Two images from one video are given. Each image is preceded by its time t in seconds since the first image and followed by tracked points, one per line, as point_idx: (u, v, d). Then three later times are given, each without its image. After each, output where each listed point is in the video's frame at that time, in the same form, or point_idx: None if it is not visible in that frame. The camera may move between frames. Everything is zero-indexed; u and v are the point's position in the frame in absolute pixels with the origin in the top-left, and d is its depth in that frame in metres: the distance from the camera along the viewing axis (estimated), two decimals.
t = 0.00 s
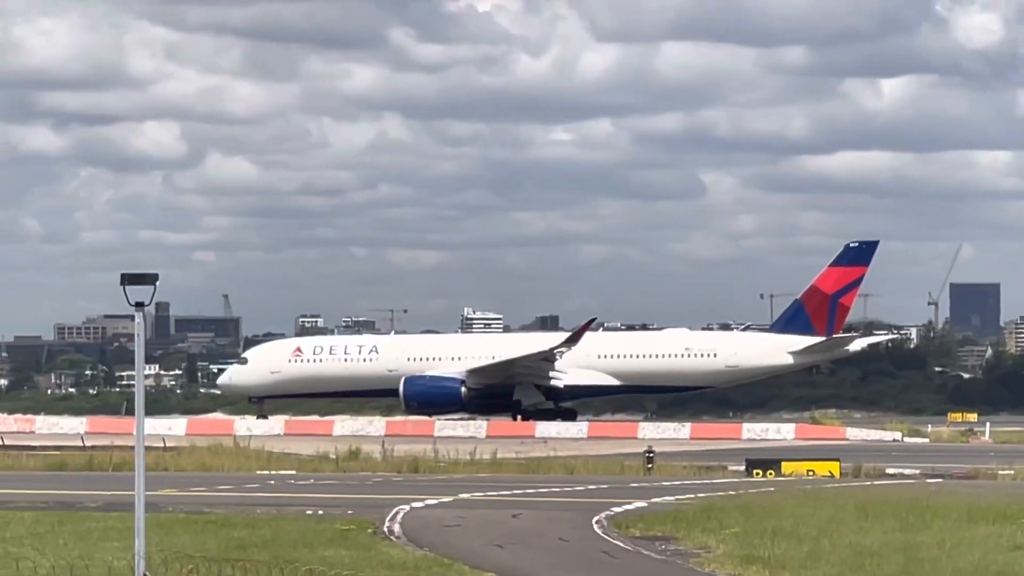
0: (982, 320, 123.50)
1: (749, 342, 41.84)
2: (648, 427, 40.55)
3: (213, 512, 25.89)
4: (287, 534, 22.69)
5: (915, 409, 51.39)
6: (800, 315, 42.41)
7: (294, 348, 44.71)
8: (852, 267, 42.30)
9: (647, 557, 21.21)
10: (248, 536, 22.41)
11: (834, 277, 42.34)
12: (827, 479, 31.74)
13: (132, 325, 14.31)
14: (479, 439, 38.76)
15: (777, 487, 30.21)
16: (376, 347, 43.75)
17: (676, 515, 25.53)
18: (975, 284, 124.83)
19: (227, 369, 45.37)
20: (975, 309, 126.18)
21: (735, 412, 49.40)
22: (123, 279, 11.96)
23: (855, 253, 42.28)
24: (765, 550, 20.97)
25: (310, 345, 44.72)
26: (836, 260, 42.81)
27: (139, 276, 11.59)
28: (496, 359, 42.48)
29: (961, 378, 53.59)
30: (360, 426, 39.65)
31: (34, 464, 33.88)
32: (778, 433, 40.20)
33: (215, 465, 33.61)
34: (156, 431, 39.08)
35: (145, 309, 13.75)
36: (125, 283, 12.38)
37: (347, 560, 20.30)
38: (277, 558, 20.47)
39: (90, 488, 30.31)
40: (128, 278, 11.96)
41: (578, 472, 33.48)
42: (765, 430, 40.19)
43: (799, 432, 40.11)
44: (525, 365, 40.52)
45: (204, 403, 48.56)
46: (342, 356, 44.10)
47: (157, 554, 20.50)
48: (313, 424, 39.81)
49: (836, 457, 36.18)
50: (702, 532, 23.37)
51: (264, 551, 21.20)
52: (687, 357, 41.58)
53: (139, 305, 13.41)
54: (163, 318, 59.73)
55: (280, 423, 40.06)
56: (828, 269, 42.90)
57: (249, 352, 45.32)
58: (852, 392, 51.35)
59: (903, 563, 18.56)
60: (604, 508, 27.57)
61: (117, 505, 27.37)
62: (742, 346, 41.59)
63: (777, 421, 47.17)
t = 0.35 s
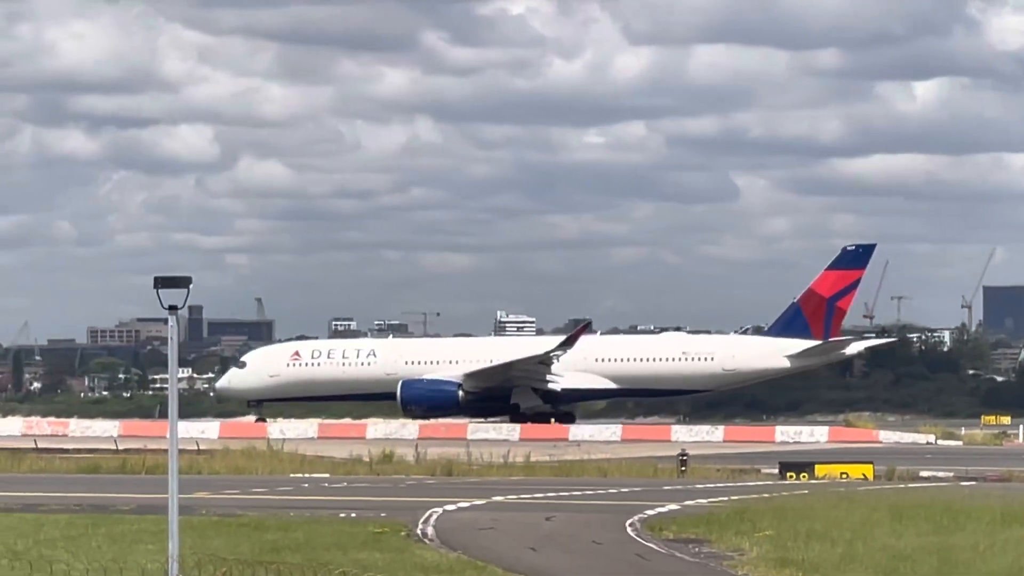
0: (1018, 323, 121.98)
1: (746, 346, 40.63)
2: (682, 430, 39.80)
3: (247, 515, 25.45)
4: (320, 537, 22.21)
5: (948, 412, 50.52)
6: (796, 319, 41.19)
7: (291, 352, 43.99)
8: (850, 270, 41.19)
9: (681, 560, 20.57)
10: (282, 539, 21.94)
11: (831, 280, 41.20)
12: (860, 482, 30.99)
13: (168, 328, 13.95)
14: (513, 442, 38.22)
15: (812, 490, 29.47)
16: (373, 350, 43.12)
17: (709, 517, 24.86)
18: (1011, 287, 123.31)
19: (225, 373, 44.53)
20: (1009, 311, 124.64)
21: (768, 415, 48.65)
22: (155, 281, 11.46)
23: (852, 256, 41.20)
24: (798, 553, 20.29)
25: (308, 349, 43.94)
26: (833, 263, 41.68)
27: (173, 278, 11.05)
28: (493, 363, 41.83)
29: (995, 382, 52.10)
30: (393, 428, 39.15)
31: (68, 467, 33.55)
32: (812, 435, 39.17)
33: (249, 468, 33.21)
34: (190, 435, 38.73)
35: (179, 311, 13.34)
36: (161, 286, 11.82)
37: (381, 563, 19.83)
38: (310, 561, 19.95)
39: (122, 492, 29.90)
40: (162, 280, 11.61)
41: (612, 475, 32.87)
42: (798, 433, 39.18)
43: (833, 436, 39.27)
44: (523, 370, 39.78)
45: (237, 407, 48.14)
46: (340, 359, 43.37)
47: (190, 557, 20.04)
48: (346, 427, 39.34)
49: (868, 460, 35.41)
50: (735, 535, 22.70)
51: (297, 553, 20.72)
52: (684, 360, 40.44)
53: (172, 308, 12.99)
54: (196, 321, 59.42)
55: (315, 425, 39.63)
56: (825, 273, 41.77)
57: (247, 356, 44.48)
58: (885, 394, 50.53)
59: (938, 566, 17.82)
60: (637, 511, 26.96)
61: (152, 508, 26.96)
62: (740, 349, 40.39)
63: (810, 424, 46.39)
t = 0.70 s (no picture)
0: None
1: (744, 347, 39.79)
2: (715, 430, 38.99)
3: (282, 517, 25.05)
4: (353, 539, 21.73)
5: (983, 414, 49.51)
6: (794, 321, 40.43)
7: (289, 354, 43.03)
8: (846, 273, 40.48)
9: (715, 561, 19.96)
10: (316, 541, 21.47)
11: (828, 282, 40.46)
12: (895, 484, 30.21)
13: (202, 331, 13.61)
14: (546, 443, 37.67)
15: (845, 492, 28.73)
16: (372, 352, 42.17)
17: (743, 519, 24.22)
18: None
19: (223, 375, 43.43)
20: None
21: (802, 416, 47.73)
22: (190, 281, 10.91)
23: (849, 259, 40.48)
24: (831, 555, 19.63)
25: (307, 351, 42.92)
26: (829, 266, 40.97)
27: (209, 280, 10.49)
28: (491, 365, 40.90)
29: None
30: (427, 430, 38.60)
31: (102, 469, 33.21)
32: (845, 437, 38.49)
33: (282, 469, 32.78)
34: (223, 437, 38.34)
35: (215, 312, 12.89)
36: (194, 290, 11.57)
37: (415, 564, 19.35)
38: (344, 562, 19.43)
39: (156, 493, 29.52)
40: (198, 282, 11.40)
41: (646, 477, 32.22)
42: (832, 434, 38.48)
43: (867, 437, 38.45)
44: (519, 372, 38.85)
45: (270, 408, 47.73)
46: (339, 362, 42.34)
47: (224, 558, 19.59)
48: (380, 428, 38.79)
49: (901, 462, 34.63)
50: (769, 537, 22.05)
51: (332, 555, 20.25)
52: (681, 362, 39.57)
53: (206, 311, 12.53)
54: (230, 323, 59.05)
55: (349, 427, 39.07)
56: (821, 275, 41.05)
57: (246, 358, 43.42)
58: (920, 396, 49.60)
59: (974, 570, 17.11)
60: (671, 513, 26.36)
61: (186, 510, 26.55)
62: (737, 350, 39.54)
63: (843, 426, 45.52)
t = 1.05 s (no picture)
0: None
1: (744, 349, 39.17)
2: (750, 432, 38.17)
3: (317, 518, 24.57)
4: (388, 540, 21.16)
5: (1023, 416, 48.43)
6: (793, 322, 39.76)
7: (289, 355, 42.01)
8: (846, 274, 39.78)
9: (750, 562, 19.30)
10: (351, 542, 20.93)
11: (828, 283, 39.78)
12: (931, 485, 29.40)
13: (236, 330, 13.11)
14: (582, 445, 37.13)
15: (881, 493, 27.97)
16: (372, 354, 41.51)
17: (778, 521, 23.54)
18: None
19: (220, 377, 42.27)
20: None
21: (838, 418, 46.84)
22: (225, 282, 10.48)
23: (849, 260, 39.77)
24: (866, 556, 18.91)
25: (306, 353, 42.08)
26: (829, 266, 40.27)
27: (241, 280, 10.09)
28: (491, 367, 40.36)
29: None
30: (463, 430, 37.99)
31: (137, 470, 32.78)
32: (881, 439, 37.61)
33: (318, 471, 32.29)
34: (259, 438, 37.87)
35: (250, 313, 12.43)
36: (228, 290, 11.27)
37: (451, 564, 18.80)
38: (381, 564, 18.84)
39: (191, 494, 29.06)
40: (233, 284, 11.11)
41: (681, 478, 31.56)
42: (868, 436, 37.61)
43: (902, 439, 37.62)
44: (519, 374, 38.40)
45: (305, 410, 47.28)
46: (339, 364, 41.56)
47: (259, 560, 19.07)
48: (416, 429, 38.17)
49: (937, 463, 33.85)
50: (806, 537, 21.35)
51: (368, 557, 19.71)
52: (680, 364, 38.95)
53: (240, 310, 12.07)
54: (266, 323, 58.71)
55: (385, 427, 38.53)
56: (821, 276, 40.36)
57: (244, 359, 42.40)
58: (957, 398, 48.62)
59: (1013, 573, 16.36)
60: (708, 514, 25.72)
61: (221, 511, 26.03)
62: (737, 353, 38.95)
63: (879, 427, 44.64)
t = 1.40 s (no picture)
0: None
1: (746, 354, 38.64)
2: (788, 437, 37.35)
3: (354, 522, 24.14)
4: (426, 544, 20.69)
5: None
6: (795, 328, 39.39)
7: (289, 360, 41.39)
8: (848, 279, 39.28)
9: (788, 567, 18.70)
10: (389, 547, 20.47)
11: (829, 289, 39.33)
12: (971, 490, 28.63)
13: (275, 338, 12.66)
14: (620, 450, 36.64)
15: (920, 498, 27.27)
16: (374, 359, 40.88)
17: (816, 525, 22.92)
18: None
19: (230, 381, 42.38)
20: None
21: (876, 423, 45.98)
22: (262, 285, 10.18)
23: (850, 265, 39.26)
24: (904, 561, 18.26)
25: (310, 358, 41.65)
26: (831, 272, 39.83)
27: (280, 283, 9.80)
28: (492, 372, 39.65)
29: None
30: (500, 435, 37.26)
31: (174, 474, 32.46)
32: (919, 444, 36.76)
33: (356, 475, 31.89)
34: (296, 443, 37.44)
35: (287, 319, 12.00)
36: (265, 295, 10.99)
37: (488, 570, 18.30)
38: (416, 569, 18.41)
39: (228, 499, 28.71)
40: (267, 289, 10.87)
41: (719, 483, 30.96)
42: (906, 441, 36.78)
43: (941, 444, 36.75)
44: (521, 379, 37.78)
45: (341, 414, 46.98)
46: (342, 369, 41.03)
47: (296, 564, 18.62)
48: (453, 434, 37.55)
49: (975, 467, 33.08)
50: (845, 542, 20.72)
51: (406, 561, 19.24)
52: (681, 370, 38.37)
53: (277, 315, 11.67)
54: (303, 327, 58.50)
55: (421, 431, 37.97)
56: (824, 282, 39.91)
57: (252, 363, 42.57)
58: (996, 403, 47.65)
59: None
60: (744, 518, 25.14)
61: (258, 516, 25.59)
62: (737, 358, 38.43)
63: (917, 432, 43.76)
